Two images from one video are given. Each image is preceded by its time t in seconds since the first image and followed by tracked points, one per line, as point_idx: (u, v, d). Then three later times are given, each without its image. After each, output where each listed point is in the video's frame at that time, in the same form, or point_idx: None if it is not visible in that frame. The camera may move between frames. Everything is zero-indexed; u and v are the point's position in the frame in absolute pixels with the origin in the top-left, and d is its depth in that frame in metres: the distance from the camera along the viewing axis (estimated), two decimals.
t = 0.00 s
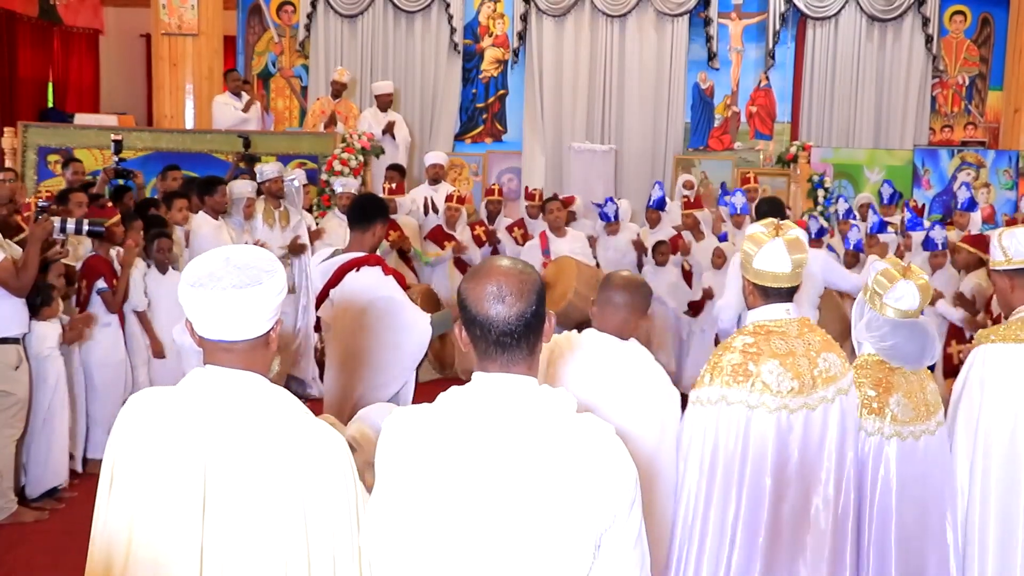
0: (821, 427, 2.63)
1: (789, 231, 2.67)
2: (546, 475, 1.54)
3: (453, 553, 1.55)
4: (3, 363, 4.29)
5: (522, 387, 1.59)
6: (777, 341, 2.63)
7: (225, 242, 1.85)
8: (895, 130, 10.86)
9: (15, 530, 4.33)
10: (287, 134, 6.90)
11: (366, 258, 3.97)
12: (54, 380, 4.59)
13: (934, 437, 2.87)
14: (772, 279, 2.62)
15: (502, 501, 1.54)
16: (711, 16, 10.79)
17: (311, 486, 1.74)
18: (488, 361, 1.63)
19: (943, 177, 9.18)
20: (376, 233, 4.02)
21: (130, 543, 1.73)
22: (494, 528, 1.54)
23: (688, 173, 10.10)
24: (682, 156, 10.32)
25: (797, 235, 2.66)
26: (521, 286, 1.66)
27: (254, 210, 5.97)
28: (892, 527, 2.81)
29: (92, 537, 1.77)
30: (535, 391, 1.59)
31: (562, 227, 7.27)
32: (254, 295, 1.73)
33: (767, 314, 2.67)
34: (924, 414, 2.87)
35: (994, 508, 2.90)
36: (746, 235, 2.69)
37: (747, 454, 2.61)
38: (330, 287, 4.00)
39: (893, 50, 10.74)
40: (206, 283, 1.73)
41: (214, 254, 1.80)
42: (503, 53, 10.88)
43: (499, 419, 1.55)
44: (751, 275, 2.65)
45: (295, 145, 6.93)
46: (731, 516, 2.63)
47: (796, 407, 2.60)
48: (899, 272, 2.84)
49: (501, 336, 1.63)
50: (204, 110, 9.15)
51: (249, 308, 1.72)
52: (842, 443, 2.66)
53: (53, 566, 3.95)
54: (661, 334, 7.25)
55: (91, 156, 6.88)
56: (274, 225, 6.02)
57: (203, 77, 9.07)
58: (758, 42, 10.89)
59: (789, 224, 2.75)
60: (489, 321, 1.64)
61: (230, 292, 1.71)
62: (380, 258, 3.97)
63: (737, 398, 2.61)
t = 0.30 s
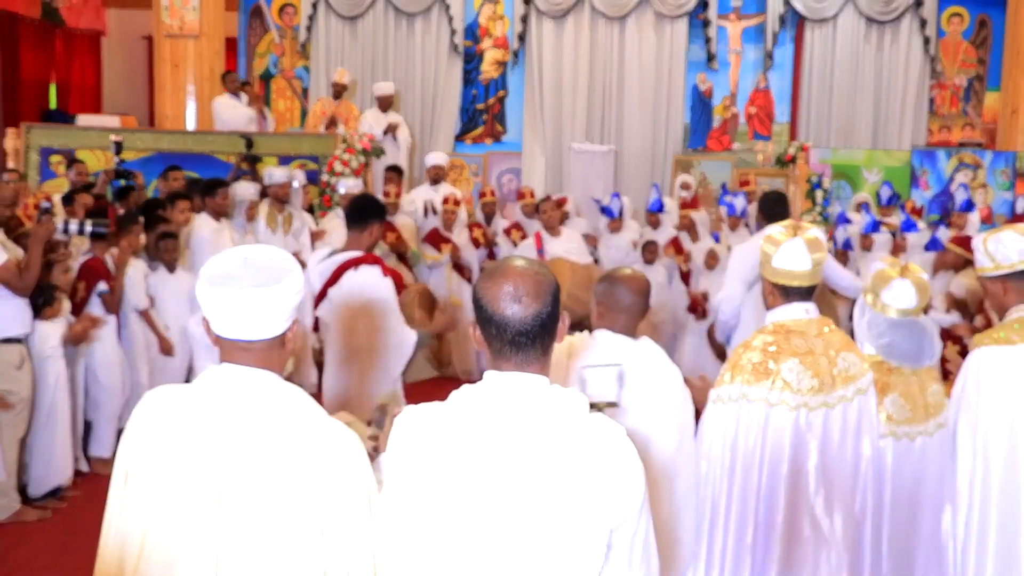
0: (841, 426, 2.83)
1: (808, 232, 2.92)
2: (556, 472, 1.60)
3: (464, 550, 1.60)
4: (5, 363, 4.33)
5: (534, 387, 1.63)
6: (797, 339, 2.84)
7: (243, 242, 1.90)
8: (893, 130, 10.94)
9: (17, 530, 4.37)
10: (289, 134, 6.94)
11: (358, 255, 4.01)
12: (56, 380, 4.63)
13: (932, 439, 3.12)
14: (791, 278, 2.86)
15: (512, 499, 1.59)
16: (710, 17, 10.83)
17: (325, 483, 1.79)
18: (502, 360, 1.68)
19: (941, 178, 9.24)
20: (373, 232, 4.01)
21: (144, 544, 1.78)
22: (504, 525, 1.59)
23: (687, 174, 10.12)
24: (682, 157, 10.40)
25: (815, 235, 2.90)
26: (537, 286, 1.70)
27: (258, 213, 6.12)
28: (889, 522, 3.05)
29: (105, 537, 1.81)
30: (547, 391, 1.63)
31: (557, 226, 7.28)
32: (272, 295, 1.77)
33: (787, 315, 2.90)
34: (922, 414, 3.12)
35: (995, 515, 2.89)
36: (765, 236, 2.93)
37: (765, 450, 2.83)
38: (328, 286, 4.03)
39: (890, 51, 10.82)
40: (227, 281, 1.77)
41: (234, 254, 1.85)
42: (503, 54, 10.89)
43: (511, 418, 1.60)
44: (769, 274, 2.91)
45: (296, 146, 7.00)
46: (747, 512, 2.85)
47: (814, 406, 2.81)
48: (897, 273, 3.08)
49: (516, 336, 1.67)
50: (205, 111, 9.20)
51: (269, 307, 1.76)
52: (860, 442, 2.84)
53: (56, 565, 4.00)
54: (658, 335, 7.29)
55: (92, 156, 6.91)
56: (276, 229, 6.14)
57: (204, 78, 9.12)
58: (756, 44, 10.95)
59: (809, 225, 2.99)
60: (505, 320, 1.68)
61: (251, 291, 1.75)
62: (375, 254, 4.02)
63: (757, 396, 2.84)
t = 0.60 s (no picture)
0: (839, 424, 2.96)
1: (803, 232, 2.99)
2: (561, 471, 1.62)
3: (471, 549, 1.63)
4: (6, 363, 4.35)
5: (541, 386, 1.66)
6: (793, 340, 2.95)
7: (252, 244, 1.94)
8: (892, 131, 11.00)
9: (18, 529, 4.39)
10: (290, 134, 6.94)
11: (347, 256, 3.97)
12: (56, 380, 4.66)
13: (951, 437, 3.33)
14: (785, 280, 2.95)
15: (518, 500, 1.62)
16: (709, 18, 10.87)
17: (330, 485, 1.80)
18: (511, 360, 1.71)
19: (940, 178, 9.26)
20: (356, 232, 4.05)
21: (150, 546, 1.80)
22: (509, 525, 1.62)
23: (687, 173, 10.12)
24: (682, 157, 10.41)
25: (811, 236, 2.98)
26: (544, 287, 1.73)
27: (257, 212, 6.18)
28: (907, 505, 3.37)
29: (109, 540, 1.83)
30: (553, 390, 1.66)
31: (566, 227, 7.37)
32: (282, 295, 1.81)
33: (782, 315, 3.00)
34: (940, 414, 3.32)
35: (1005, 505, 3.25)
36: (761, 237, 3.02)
37: (767, 450, 2.97)
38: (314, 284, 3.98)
39: (889, 51, 10.87)
40: (240, 281, 1.82)
41: (243, 256, 1.89)
42: (503, 55, 10.91)
43: (515, 417, 1.63)
44: (764, 276, 2.98)
45: (298, 146, 7.01)
46: (755, 512, 3.00)
47: (813, 405, 2.94)
48: (912, 275, 3.22)
49: (524, 337, 1.70)
50: (205, 111, 9.22)
51: (278, 307, 1.80)
52: (860, 440, 2.98)
53: (58, 565, 4.02)
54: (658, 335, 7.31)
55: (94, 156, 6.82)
56: (274, 227, 6.21)
57: (205, 79, 9.15)
58: (756, 45, 10.98)
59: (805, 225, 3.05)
60: (513, 321, 1.70)
61: (260, 291, 1.80)
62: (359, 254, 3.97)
63: (756, 398, 2.96)
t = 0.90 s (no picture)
0: (850, 424, 2.88)
1: (812, 232, 2.98)
2: (565, 472, 1.62)
3: (473, 550, 1.63)
4: (7, 363, 4.36)
5: (546, 386, 1.66)
6: (807, 339, 2.89)
7: (253, 244, 1.94)
8: (892, 131, 11.01)
9: (18, 530, 4.39)
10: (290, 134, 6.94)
11: (326, 252, 4.00)
12: (56, 380, 4.66)
13: (967, 435, 3.18)
14: (796, 279, 2.93)
15: (520, 501, 1.62)
16: (709, 18, 10.87)
17: (327, 485, 1.80)
18: (515, 359, 1.72)
19: (940, 178, 9.22)
20: (336, 228, 3.99)
21: (147, 545, 1.80)
22: (511, 526, 1.62)
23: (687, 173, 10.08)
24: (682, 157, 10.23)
25: (819, 234, 2.97)
26: (550, 285, 1.74)
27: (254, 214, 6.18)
28: (929, 509, 3.16)
29: (106, 539, 1.83)
30: (559, 391, 1.66)
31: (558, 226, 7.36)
32: (282, 295, 1.82)
33: (795, 315, 2.96)
34: (956, 412, 3.17)
35: None
36: (769, 237, 3.00)
37: (778, 450, 2.88)
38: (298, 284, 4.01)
39: (889, 52, 10.89)
40: (242, 280, 1.82)
41: (244, 256, 1.89)
42: (503, 55, 10.91)
43: (519, 417, 1.63)
44: (774, 275, 2.97)
45: (298, 146, 7.00)
46: (764, 514, 2.89)
47: (825, 405, 2.86)
48: (926, 270, 3.12)
49: (529, 335, 1.71)
50: (205, 111, 9.23)
51: (279, 307, 1.80)
52: (870, 440, 2.89)
53: (58, 566, 4.01)
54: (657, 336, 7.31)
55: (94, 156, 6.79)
56: (270, 230, 6.21)
57: (205, 79, 9.15)
58: (756, 45, 10.98)
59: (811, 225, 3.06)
60: (518, 319, 1.72)
61: (262, 291, 1.80)
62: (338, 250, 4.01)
63: (768, 397, 2.89)
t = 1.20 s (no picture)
0: (879, 424, 2.88)
1: (843, 233, 2.97)
2: (570, 471, 1.62)
3: (472, 548, 1.63)
4: (7, 363, 4.35)
5: (547, 386, 1.66)
6: (836, 339, 2.90)
7: (230, 245, 1.93)
8: (892, 130, 11.02)
9: (18, 530, 4.39)
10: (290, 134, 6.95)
11: (305, 251, 3.96)
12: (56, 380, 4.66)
13: (960, 436, 3.14)
14: (824, 279, 2.91)
15: (516, 499, 1.62)
16: (709, 18, 10.87)
17: (313, 485, 1.80)
18: (517, 360, 1.72)
19: (940, 178, 9.25)
20: (319, 225, 3.93)
21: (134, 539, 1.80)
22: (506, 524, 1.62)
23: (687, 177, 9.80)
24: (681, 158, 9.97)
25: (851, 237, 2.96)
26: (553, 288, 1.74)
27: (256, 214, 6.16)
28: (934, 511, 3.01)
29: (93, 533, 1.83)
30: (559, 390, 1.66)
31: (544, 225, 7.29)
32: (260, 293, 1.81)
33: (823, 315, 2.94)
34: (950, 413, 3.13)
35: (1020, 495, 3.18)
36: (801, 236, 2.98)
37: (809, 451, 2.88)
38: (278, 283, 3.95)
39: (889, 52, 10.90)
40: (214, 281, 1.81)
41: (220, 256, 1.88)
42: (503, 55, 10.91)
43: (518, 417, 1.63)
44: (803, 273, 2.95)
45: (298, 146, 7.01)
46: (787, 513, 2.90)
47: (854, 406, 2.87)
48: (925, 274, 3.13)
49: (531, 337, 1.71)
50: (205, 111, 9.22)
51: (256, 306, 1.79)
52: (895, 440, 2.89)
53: (58, 566, 4.01)
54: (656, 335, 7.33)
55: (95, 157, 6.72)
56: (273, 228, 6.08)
57: (205, 79, 9.15)
58: (756, 45, 10.99)
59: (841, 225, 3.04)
60: (522, 320, 1.72)
61: (235, 290, 1.79)
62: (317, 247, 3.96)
63: (799, 397, 2.89)
